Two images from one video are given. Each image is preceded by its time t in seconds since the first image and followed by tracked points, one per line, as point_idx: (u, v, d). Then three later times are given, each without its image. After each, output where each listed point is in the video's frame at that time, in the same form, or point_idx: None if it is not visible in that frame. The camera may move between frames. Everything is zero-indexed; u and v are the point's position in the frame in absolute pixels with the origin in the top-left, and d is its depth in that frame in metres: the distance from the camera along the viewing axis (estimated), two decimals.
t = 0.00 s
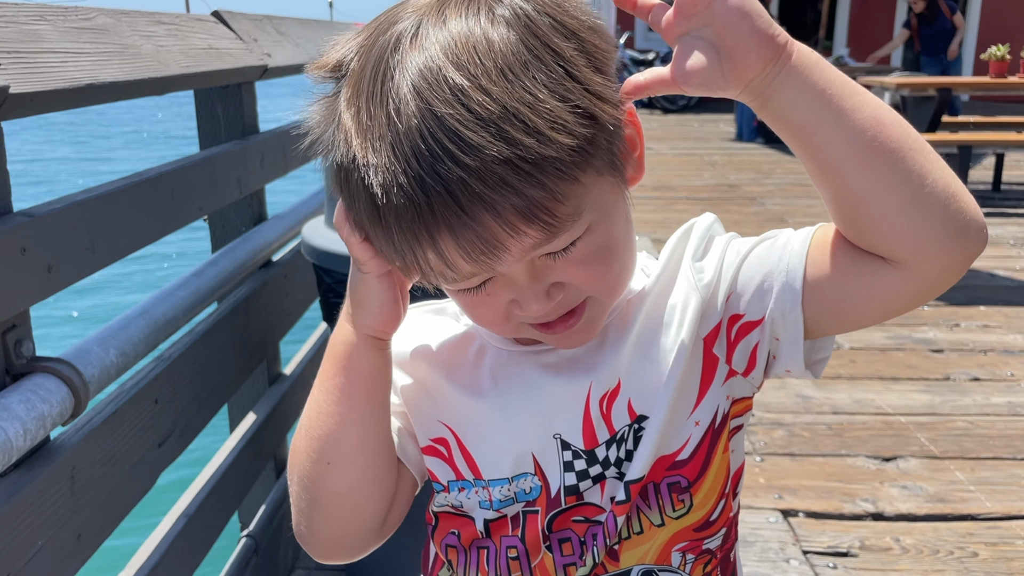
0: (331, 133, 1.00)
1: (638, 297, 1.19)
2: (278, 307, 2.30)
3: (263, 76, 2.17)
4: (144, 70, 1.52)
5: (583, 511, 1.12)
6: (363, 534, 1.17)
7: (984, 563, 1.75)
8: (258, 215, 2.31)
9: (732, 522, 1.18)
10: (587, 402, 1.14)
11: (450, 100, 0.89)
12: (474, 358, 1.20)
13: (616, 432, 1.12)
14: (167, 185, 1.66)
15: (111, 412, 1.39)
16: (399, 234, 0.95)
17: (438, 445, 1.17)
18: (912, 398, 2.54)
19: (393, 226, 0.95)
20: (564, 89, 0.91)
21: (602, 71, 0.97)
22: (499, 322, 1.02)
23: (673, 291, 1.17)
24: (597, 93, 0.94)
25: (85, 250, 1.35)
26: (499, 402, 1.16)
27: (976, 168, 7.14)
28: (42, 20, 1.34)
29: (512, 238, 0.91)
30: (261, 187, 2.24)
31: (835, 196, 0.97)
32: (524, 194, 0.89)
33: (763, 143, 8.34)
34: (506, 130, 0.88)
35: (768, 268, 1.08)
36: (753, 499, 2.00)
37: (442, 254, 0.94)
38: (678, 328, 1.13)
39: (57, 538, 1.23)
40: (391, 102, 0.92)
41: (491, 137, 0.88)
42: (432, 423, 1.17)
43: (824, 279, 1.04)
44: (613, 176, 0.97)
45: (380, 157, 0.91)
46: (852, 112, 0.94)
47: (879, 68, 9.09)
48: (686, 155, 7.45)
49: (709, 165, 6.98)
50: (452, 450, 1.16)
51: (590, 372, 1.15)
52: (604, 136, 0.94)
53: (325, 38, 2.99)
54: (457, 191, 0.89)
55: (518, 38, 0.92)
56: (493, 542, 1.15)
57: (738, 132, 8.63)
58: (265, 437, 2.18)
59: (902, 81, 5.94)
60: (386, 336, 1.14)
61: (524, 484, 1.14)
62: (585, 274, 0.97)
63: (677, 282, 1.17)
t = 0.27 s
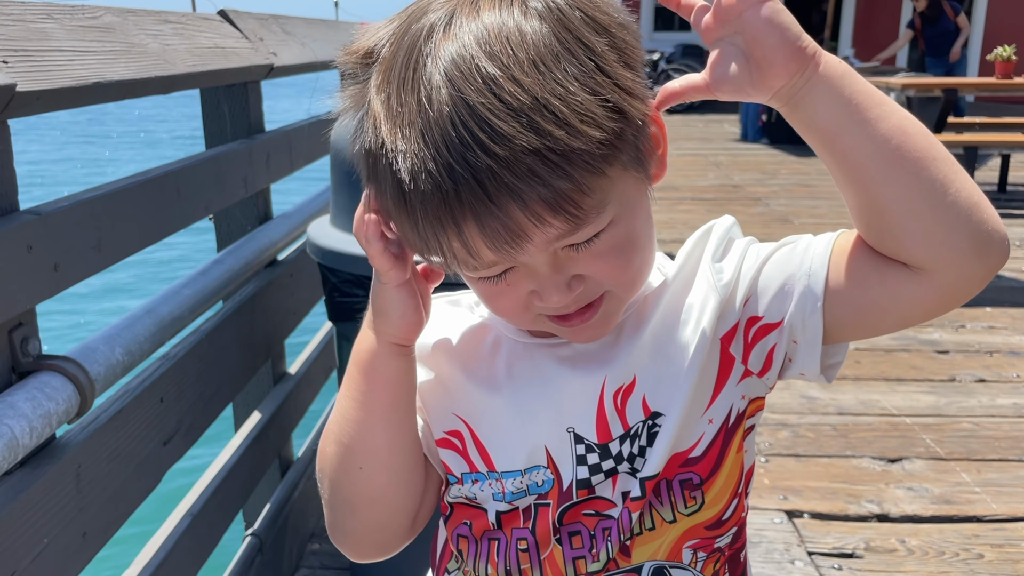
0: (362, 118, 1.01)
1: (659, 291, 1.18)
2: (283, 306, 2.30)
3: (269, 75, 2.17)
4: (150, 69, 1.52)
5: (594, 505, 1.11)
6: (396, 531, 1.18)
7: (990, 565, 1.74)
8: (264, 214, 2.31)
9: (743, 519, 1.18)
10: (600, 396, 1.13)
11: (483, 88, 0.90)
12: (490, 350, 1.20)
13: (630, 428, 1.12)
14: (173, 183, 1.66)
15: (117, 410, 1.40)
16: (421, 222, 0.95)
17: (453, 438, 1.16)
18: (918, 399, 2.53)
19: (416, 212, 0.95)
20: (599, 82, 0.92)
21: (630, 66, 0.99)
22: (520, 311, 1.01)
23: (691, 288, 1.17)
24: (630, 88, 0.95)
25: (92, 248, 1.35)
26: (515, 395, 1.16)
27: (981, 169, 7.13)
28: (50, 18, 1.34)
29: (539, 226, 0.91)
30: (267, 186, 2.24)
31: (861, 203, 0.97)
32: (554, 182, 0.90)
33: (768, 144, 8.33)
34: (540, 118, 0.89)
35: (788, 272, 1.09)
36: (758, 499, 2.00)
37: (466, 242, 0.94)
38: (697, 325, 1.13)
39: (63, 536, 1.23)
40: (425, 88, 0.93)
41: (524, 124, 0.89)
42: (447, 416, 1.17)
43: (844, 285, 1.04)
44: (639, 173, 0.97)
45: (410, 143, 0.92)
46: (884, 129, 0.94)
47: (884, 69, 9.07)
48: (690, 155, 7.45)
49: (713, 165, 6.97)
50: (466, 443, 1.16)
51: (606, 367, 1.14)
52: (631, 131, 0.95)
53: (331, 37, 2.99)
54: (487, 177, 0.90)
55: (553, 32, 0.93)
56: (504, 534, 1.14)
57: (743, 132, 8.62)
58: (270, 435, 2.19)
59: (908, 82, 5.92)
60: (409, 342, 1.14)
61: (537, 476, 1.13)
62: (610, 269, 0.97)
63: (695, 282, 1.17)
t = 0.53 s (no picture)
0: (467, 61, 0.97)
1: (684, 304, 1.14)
2: (291, 304, 2.30)
3: (278, 74, 2.18)
4: (160, 67, 1.53)
5: (602, 508, 1.06)
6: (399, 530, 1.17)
7: (998, 564, 1.74)
8: (272, 213, 2.31)
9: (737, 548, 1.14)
10: (614, 399, 1.08)
11: (627, 59, 0.91)
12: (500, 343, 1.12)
13: (644, 435, 1.07)
14: (183, 181, 1.67)
15: (128, 409, 1.40)
16: (530, 179, 0.93)
17: (462, 436, 1.10)
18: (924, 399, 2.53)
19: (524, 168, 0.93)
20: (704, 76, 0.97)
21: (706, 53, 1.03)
22: (568, 293, 0.98)
23: (723, 310, 1.13)
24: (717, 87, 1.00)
25: (103, 245, 1.36)
26: (524, 393, 1.09)
27: (987, 168, 7.12)
28: (62, 17, 1.34)
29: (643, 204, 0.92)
30: (276, 185, 2.24)
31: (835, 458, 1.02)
32: (666, 161, 0.92)
33: (773, 143, 8.33)
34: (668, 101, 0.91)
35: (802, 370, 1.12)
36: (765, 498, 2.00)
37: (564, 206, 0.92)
38: (729, 352, 1.10)
39: (75, 534, 1.23)
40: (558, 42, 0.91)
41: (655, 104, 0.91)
42: (455, 412, 1.10)
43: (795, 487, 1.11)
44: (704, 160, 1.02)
45: (547, 99, 0.90)
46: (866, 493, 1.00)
47: (890, 68, 9.06)
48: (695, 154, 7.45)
49: (718, 164, 6.97)
50: (474, 440, 1.09)
51: (623, 371, 1.09)
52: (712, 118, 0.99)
53: (339, 36, 3.00)
54: (619, 147, 0.90)
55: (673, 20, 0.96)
56: (510, 526, 1.07)
57: (748, 131, 8.62)
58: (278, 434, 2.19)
59: (914, 82, 5.92)
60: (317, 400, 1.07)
61: (546, 473, 1.06)
62: (672, 262, 0.98)
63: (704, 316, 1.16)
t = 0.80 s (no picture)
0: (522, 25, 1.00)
1: (699, 307, 1.14)
2: (296, 303, 2.30)
3: (283, 73, 2.18)
4: (166, 67, 1.53)
5: (611, 505, 1.06)
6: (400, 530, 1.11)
7: (1003, 564, 1.74)
8: (277, 212, 2.31)
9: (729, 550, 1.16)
10: (630, 400, 1.07)
11: (675, 51, 0.95)
12: (518, 339, 1.10)
13: (658, 436, 1.07)
14: (189, 180, 1.67)
15: (134, 407, 1.40)
16: (552, 142, 0.96)
17: (478, 433, 1.08)
18: (929, 398, 2.53)
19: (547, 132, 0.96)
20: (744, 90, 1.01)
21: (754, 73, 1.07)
22: (572, 271, 1.00)
23: (739, 317, 1.13)
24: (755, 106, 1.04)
25: (109, 244, 1.36)
26: (542, 390, 1.07)
27: (992, 167, 7.10)
28: (68, 16, 1.34)
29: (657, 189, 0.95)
30: (280, 183, 2.24)
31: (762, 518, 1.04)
32: (687, 152, 0.95)
33: (777, 142, 8.32)
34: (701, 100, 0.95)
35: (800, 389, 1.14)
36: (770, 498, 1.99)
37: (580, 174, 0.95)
38: (744, 359, 1.11)
39: (81, 532, 1.24)
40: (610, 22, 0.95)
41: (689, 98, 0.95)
42: (473, 408, 1.08)
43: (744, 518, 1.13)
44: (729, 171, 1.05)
45: (587, 68, 0.94)
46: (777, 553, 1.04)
47: (894, 66, 9.04)
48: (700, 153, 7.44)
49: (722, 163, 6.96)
50: (491, 438, 1.08)
51: (640, 372, 1.09)
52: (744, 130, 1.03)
53: (343, 35, 3.00)
54: (647, 127, 0.94)
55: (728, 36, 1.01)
56: (517, 521, 1.06)
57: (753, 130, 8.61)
58: (284, 432, 2.19)
59: (919, 80, 5.91)
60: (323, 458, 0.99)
61: (559, 471, 1.06)
62: (681, 263, 0.99)
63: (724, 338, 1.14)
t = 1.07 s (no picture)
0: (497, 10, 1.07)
1: (711, 311, 1.12)
2: (297, 302, 2.30)
3: (284, 71, 2.18)
4: (167, 65, 1.53)
5: (614, 514, 1.06)
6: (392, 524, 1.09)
7: (1006, 563, 1.74)
8: (278, 211, 2.31)
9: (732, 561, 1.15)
10: (636, 407, 1.06)
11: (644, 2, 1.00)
12: (526, 344, 1.09)
13: (663, 444, 1.06)
14: (190, 178, 1.67)
15: (136, 404, 1.41)
16: (535, 90, 1.01)
17: (483, 434, 1.08)
18: (932, 396, 2.52)
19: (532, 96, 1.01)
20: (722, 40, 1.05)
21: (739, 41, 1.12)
22: (567, 240, 1.02)
23: (753, 322, 1.10)
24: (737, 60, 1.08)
25: (110, 243, 1.36)
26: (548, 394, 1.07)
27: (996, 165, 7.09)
28: (68, 14, 1.34)
29: (639, 128, 0.99)
30: (282, 182, 2.24)
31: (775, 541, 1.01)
32: (667, 95, 1.00)
33: (780, 140, 8.30)
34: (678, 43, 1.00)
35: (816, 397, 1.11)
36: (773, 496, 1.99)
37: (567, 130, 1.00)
38: (756, 364, 1.08)
39: (81, 530, 1.24)
40: None
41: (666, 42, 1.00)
42: (478, 410, 1.08)
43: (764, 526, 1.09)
44: (719, 131, 1.08)
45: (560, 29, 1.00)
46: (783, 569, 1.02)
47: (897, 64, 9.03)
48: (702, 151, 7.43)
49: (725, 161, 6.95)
50: (496, 440, 1.07)
51: (648, 378, 1.07)
52: (729, 87, 1.07)
53: (345, 33, 3.00)
54: (624, 74, 0.98)
55: None
56: (519, 527, 1.06)
57: (755, 128, 8.59)
58: (286, 430, 2.20)
59: (922, 78, 5.89)
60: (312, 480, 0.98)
61: (563, 476, 1.05)
62: (678, 217, 1.00)
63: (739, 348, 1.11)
